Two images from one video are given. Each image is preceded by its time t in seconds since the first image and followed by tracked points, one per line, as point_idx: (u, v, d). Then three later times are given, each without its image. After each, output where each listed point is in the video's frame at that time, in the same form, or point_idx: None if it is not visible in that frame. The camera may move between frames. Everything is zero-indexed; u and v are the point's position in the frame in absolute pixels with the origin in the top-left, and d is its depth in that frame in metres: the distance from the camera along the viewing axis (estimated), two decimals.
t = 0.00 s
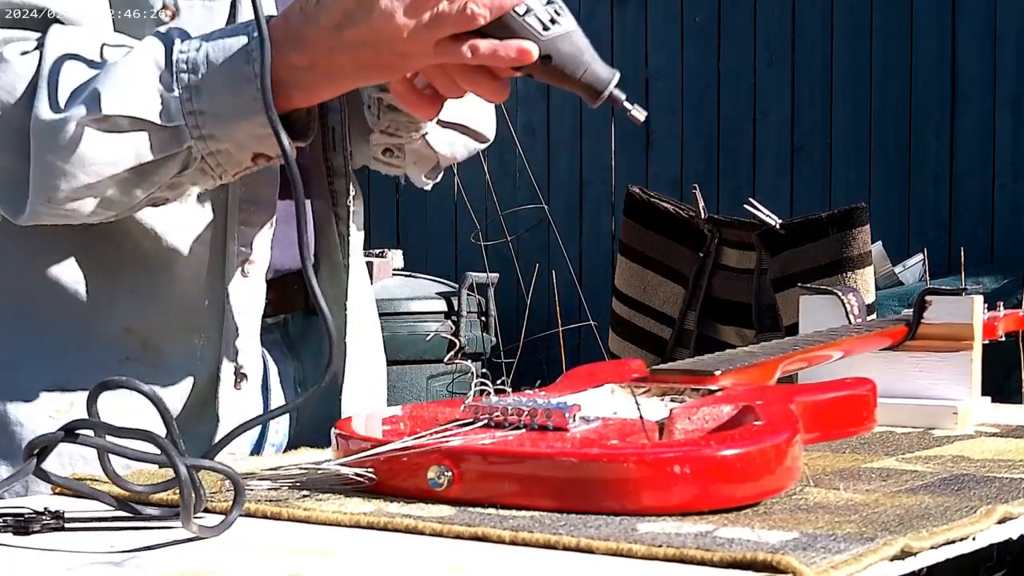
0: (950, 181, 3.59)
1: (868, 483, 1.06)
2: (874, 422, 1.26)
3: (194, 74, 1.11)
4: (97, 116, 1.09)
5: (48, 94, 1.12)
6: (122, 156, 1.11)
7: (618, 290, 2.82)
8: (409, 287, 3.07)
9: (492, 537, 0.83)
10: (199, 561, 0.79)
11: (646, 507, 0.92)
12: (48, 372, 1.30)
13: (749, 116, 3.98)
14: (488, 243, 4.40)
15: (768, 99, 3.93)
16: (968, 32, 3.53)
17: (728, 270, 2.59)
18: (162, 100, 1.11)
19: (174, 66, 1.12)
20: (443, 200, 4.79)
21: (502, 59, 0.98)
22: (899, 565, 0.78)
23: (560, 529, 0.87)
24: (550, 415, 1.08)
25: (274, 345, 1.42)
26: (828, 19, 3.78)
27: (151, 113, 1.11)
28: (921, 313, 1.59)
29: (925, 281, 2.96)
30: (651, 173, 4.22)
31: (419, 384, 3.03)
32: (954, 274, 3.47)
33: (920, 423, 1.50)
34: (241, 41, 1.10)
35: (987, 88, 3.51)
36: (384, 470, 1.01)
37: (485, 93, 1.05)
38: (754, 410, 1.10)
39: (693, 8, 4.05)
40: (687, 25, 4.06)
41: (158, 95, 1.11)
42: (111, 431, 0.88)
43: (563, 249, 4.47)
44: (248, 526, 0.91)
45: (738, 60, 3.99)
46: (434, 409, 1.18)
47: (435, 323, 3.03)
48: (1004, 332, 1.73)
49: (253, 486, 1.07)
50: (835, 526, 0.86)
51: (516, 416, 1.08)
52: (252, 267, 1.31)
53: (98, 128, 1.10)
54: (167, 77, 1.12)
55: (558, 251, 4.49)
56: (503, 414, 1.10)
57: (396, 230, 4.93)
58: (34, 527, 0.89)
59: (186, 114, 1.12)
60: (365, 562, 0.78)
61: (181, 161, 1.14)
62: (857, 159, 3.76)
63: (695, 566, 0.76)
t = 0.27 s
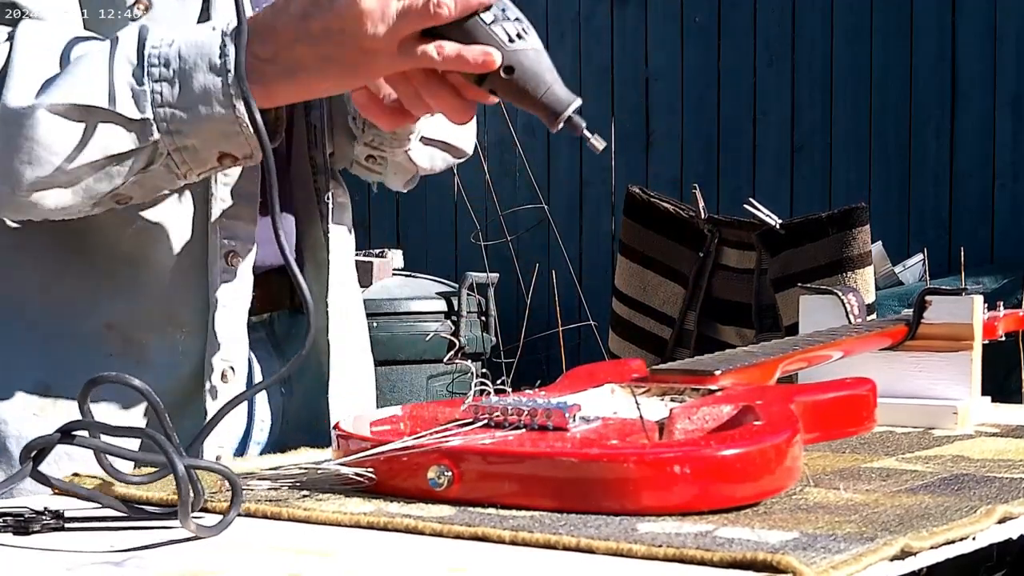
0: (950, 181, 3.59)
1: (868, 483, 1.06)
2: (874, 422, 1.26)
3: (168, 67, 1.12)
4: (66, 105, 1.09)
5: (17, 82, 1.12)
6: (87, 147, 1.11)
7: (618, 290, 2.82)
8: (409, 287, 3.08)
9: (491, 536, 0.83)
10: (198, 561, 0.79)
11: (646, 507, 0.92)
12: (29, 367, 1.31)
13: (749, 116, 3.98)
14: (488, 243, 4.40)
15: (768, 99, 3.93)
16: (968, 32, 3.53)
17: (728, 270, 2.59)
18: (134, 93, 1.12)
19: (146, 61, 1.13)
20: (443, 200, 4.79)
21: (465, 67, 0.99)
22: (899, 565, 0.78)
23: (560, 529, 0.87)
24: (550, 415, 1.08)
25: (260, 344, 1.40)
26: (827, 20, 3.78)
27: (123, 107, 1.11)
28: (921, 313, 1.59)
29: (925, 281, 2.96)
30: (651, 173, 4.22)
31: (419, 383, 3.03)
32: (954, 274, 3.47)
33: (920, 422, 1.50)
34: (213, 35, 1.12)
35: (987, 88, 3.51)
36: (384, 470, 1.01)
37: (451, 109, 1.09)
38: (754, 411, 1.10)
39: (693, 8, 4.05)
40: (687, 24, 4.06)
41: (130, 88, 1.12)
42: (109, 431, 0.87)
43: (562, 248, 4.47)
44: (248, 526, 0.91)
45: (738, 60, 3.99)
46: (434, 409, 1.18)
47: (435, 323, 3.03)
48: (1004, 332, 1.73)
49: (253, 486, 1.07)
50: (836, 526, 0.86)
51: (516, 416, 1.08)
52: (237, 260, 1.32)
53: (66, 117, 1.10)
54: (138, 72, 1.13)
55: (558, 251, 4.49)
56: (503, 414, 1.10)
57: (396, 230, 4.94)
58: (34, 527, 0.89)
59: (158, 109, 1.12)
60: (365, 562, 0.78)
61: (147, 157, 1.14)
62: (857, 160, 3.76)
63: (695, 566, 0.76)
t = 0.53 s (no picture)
0: (950, 182, 3.58)
1: (868, 483, 1.06)
2: (874, 421, 1.26)
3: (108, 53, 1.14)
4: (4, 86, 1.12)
5: None
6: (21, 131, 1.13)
7: (618, 290, 2.82)
8: (409, 287, 3.08)
9: (492, 536, 0.83)
10: (199, 561, 0.79)
11: (646, 506, 0.92)
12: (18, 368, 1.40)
13: (750, 116, 3.98)
14: (488, 243, 4.40)
15: (769, 100, 3.93)
16: (968, 32, 3.52)
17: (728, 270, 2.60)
18: (75, 79, 1.15)
19: (89, 50, 1.15)
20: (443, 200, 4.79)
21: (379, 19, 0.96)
22: (900, 565, 0.78)
23: (560, 529, 0.87)
24: (550, 415, 1.08)
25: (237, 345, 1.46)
26: (828, 20, 3.78)
27: (60, 89, 1.13)
28: (921, 313, 1.58)
29: (925, 281, 2.96)
30: (651, 173, 4.22)
31: (419, 383, 3.04)
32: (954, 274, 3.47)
33: (920, 422, 1.50)
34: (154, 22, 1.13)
35: (987, 88, 3.50)
36: (384, 470, 1.01)
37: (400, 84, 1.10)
38: (754, 410, 1.10)
39: (693, 8, 4.05)
40: (688, 24, 4.07)
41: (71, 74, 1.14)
42: (102, 432, 0.86)
43: (562, 249, 4.47)
44: (247, 525, 0.91)
45: (738, 60, 3.99)
46: (434, 409, 1.18)
47: (435, 323, 3.03)
48: (1004, 333, 1.73)
49: (252, 486, 1.07)
50: (836, 526, 0.86)
51: (517, 416, 1.08)
52: (216, 272, 1.37)
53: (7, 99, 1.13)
54: (81, 59, 1.15)
55: (558, 252, 4.49)
56: (503, 414, 1.10)
57: (396, 230, 4.95)
58: (34, 527, 0.89)
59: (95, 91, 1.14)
60: (365, 562, 0.78)
61: (83, 144, 1.16)
62: (857, 160, 3.76)
63: (696, 566, 0.76)
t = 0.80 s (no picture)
0: (950, 182, 3.58)
1: (868, 483, 1.06)
2: (874, 422, 1.26)
3: None
4: None
5: None
6: None
7: (618, 290, 2.82)
8: (409, 287, 3.08)
9: (492, 537, 0.83)
10: (199, 561, 0.79)
11: (646, 506, 0.92)
12: None
13: (750, 117, 3.98)
14: (488, 243, 4.40)
15: (769, 100, 3.93)
16: (968, 32, 3.52)
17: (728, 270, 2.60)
18: None
19: None
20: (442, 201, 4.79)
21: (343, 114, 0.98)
22: (900, 565, 0.78)
23: (560, 529, 0.87)
24: (550, 415, 1.08)
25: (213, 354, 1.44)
26: (828, 20, 3.78)
27: None
28: (921, 313, 1.58)
29: (925, 281, 2.96)
30: (651, 173, 4.22)
31: (419, 384, 3.03)
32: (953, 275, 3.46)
33: (920, 422, 1.50)
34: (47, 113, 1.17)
35: (987, 88, 3.50)
36: (384, 470, 1.01)
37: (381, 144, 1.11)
38: (754, 410, 1.10)
39: (693, 8, 4.06)
40: (688, 24, 4.07)
41: None
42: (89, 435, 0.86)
43: (562, 249, 4.47)
44: (247, 525, 0.91)
45: (737, 61, 3.99)
46: (434, 409, 1.18)
47: (435, 323, 3.03)
48: (1004, 332, 1.73)
49: (252, 486, 1.07)
50: (836, 526, 0.86)
51: (517, 417, 1.08)
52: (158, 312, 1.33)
53: None
54: None
55: (558, 252, 4.49)
56: (503, 414, 1.10)
57: (396, 230, 4.94)
58: (34, 527, 0.89)
59: None
60: (365, 562, 0.78)
61: None
62: (857, 161, 3.75)
63: (696, 566, 0.76)
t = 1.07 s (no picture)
0: (950, 182, 3.56)
1: (868, 483, 1.06)
2: (874, 422, 1.26)
3: None
4: None
5: None
6: None
7: (618, 290, 2.82)
8: (409, 287, 3.08)
9: (492, 536, 0.83)
10: (199, 560, 0.79)
11: (646, 505, 0.92)
12: None
13: (750, 117, 3.98)
14: (489, 243, 4.40)
15: (769, 100, 3.93)
16: (968, 32, 3.51)
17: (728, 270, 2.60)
18: None
19: None
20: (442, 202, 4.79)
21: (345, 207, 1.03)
22: (900, 565, 0.78)
23: (560, 529, 0.87)
24: (550, 415, 1.08)
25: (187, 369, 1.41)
26: (827, 20, 3.78)
27: None
28: (921, 313, 1.58)
29: (925, 281, 2.96)
30: (651, 173, 4.22)
31: (419, 383, 3.03)
32: (953, 275, 3.44)
33: (921, 422, 1.50)
34: None
35: (987, 88, 3.49)
36: (384, 469, 1.01)
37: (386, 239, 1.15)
38: (754, 410, 1.10)
39: (693, 8, 4.06)
40: (688, 24, 4.07)
41: None
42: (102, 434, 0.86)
43: (562, 249, 4.47)
44: (247, 525, 0.91)
45: (737, 61, 3.99)
46: (434, 409, 1.18)
47: (435, 323, 3.03)
48: (1004, 332, 1.73)
49: (252, 486, 1.07)
50: (836, 526, 0.86)
51: (517, 417, 1.08)
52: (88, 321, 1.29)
53: None
54: None
55: (558, 252, 4.49)
56: (503, 414, 1.10)
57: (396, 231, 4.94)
58: (34, 527, 0.89)
59: None
60: (366, 562, 0.78)
61: None
62: (857, 162, 3.75)
63: (695, 566, 0.76)
